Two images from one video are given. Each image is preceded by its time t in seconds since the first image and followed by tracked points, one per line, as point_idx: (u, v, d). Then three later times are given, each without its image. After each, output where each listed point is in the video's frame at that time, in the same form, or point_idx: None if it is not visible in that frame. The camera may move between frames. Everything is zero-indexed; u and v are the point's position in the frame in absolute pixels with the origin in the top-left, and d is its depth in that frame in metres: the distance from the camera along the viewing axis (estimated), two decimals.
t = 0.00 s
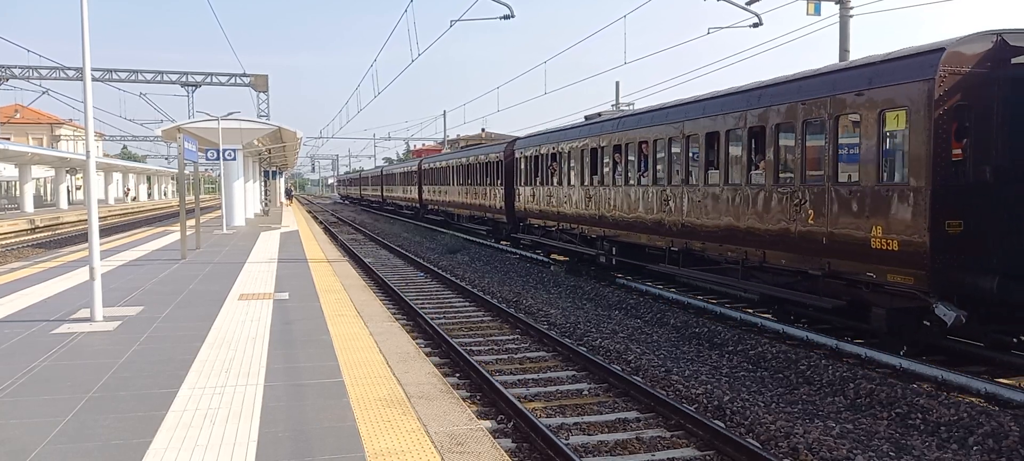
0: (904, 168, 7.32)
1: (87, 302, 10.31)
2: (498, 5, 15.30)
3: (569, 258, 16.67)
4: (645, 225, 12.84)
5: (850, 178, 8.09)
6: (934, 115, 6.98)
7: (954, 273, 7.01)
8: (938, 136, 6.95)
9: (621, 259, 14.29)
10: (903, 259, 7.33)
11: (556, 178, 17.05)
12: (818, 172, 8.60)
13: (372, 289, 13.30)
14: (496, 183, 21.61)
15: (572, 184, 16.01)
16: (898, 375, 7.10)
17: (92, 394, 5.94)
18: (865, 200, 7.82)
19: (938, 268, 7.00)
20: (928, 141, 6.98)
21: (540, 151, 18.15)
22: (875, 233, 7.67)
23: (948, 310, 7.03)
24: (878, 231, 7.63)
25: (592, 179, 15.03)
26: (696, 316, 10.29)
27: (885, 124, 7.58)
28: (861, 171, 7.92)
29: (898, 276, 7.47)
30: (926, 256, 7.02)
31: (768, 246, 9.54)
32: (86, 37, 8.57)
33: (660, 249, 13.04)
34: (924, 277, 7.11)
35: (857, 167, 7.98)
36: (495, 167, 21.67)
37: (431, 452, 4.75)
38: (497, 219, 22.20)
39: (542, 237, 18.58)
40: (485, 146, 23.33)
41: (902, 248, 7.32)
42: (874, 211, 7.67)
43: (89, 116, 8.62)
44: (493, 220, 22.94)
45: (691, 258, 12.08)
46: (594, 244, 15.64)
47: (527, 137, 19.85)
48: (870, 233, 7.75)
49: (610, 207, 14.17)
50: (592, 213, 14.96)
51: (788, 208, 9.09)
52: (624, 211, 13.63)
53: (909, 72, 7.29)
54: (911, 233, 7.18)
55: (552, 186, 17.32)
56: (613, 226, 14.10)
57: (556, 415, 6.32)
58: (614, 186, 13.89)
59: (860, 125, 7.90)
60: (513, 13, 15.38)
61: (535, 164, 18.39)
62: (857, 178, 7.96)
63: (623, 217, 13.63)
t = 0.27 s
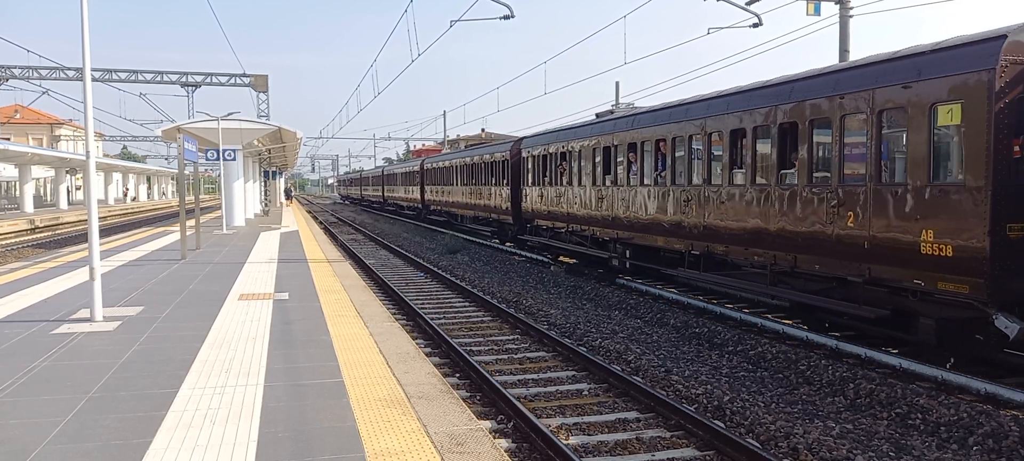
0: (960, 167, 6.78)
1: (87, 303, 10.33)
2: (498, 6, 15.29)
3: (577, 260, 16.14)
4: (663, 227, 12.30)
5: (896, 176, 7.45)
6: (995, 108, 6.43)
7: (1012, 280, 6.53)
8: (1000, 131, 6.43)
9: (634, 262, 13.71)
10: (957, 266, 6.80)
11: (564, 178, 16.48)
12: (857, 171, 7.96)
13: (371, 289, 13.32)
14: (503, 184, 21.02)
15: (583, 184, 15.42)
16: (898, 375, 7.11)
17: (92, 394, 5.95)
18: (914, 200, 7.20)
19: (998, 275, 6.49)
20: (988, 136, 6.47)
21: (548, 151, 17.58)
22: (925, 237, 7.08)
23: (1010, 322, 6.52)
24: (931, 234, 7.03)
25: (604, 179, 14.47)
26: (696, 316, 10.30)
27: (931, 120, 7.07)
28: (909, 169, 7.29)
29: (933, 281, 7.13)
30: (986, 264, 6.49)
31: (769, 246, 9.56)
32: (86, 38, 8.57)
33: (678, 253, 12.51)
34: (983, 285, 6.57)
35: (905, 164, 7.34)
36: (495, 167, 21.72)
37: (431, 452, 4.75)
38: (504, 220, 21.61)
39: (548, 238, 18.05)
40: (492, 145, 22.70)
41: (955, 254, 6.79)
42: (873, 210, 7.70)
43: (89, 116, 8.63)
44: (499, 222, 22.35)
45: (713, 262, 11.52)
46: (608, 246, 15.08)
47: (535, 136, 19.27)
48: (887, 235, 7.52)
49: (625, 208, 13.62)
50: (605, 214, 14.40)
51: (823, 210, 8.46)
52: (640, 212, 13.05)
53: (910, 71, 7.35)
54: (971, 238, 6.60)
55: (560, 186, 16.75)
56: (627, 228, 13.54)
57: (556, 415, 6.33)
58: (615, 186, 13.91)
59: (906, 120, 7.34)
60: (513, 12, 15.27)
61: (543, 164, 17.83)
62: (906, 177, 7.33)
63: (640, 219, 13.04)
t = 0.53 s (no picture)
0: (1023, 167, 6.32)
1: (87, 303, 10.34)
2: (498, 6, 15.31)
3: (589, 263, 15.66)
4: (682, 229, 11.79)
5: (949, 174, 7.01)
6: None
7: None
8: None
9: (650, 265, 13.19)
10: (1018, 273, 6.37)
11: (576, 177, 15.90)
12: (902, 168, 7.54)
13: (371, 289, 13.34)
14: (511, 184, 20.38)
15: (596, 184, 14.84)
16: (897, 375, 7.11)
17: (93, 394, 5.96)
18: (969, 201, 6.78)
19: None
20: None
21: (557, 150, 17.03)
22: (982, 243, 6.66)
23: None
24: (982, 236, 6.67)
25: (618, 179, 13.96)
26: (696, 316, 10.31)
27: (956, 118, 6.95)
28: (963, 165, 6.87)
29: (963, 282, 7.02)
30: None
31: (773, 247, 9.57)
32: (86, 38, 8.57)
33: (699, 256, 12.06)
34: None
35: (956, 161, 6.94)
36: (495, 167, 21.74)
37: (431, 452, 4.76)
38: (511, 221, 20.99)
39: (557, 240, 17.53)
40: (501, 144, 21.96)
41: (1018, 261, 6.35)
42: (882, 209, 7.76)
43: (89, 116, 8.63)
44: (505, 223, 21.73)
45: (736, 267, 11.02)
46: (621, 249, 14.57)
47: (543, 134, 18.66)
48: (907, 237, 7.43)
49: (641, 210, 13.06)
50: (620, 215, 13.86)
51: (864, 212, 8.00)
52: (658, 214, 12.51)
53: (913, 70, 7.42)
54: None
55: (570, 186, 16.17)
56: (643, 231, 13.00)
57: (556, 415, 6.34)
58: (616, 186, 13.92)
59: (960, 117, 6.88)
60: (512, 12, 15.31)
61: (552, 163, 17.22)
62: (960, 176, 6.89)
63: (657, 220, 12.48)
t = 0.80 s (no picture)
0: None
1: (87, 303, 10.34)
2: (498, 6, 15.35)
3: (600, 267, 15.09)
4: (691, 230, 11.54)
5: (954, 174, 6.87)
6: None
7: None
8: None
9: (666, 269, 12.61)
10: None
11: (587, 178, 15.30)
12: (915, 166, 7.32)
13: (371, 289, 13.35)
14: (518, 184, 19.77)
15: (609, 185, 14.24)
16: (897, 375, 7.11)
17: (93, 394, 5.96)
18: None
19: None
20: None
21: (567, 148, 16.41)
22: None
23: None
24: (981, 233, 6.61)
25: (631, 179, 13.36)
26: (696, 316, 10.31)
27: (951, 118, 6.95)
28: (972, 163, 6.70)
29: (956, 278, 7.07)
30: None
31: (771, 246, 9.58)
32: (86, 38, 8.57)
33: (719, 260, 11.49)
34: None
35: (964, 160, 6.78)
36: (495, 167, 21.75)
37: (431, 452, 4.75)
38: (517, 223, 20.40)
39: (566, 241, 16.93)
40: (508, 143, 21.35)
41: None
42: (878, 208, 7.77)
43: (89, 116, 8.62)
44: (510, 224, 21.13)
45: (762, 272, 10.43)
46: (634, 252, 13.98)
47: (551, 133, 18.08)
48: (898, 236, 7.47)
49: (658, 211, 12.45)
50: (633, 217, 13.28)
51: (902, 213, 7.47)
52: (675, 215, 11.90)
53: (910, 72, 7.44)
54: None
55: (581, 186, 15.56)
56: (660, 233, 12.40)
57: (557, 415, 6.33)
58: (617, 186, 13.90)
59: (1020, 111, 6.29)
60: (513, 12, 15.41)
61: (562, 163, 16.60)
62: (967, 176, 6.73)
63: (675, 222, 11.87)
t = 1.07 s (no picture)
0: None
1: (87, 303, 10.35)
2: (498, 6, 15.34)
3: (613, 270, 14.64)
4: (689, 230, 11.54)
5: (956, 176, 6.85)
6: None
7: None
8: None
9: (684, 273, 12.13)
10: None
11: (599, 177, 14.78)
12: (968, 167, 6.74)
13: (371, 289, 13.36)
14: (524, 184, 19.24)
15: (623, 185, 13.72)
16: (897, 375, 7.11)
17: (93, 394, 5.96)
18: None
19: None
20: None
21: (578, 147, 15.91)
22: None
23: None
24: (1015, 234, 6.25)
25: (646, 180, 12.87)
26: (696, 317, 10.32)
27: (948, 119, 6.96)
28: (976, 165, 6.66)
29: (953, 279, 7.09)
30: None
31: (771, 246, 9.58)
32: (86, 38, 8.57)
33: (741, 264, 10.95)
34: None
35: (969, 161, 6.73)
36: (495, 167, 21.80)
37: (431, 452, 4.76)
38: (523, 223, 19.89)
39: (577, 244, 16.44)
40: (514, 141, 20.83)
41: None
42: (874, 207, 7.79)
43: (89, 116, 8.62)
44: (516, 225, 20.61)
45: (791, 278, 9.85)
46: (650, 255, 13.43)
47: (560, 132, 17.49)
48: (896, 235, 7.50)
49: (676, 212, 11.90)
50: (649, 219, 12.76)
51: (942, 216, 6.98)
52: (685, 214, 11.62)
53: (934, 67, 7.12)
54: None
55: (593, 186, 15.01)
56: (678, 235, 11.86)
57: (557, 416, 6.34)
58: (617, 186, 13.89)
59: None
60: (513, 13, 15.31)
61: (573, 162, 16.05)
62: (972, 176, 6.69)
63: (694, 224, 11.33)
